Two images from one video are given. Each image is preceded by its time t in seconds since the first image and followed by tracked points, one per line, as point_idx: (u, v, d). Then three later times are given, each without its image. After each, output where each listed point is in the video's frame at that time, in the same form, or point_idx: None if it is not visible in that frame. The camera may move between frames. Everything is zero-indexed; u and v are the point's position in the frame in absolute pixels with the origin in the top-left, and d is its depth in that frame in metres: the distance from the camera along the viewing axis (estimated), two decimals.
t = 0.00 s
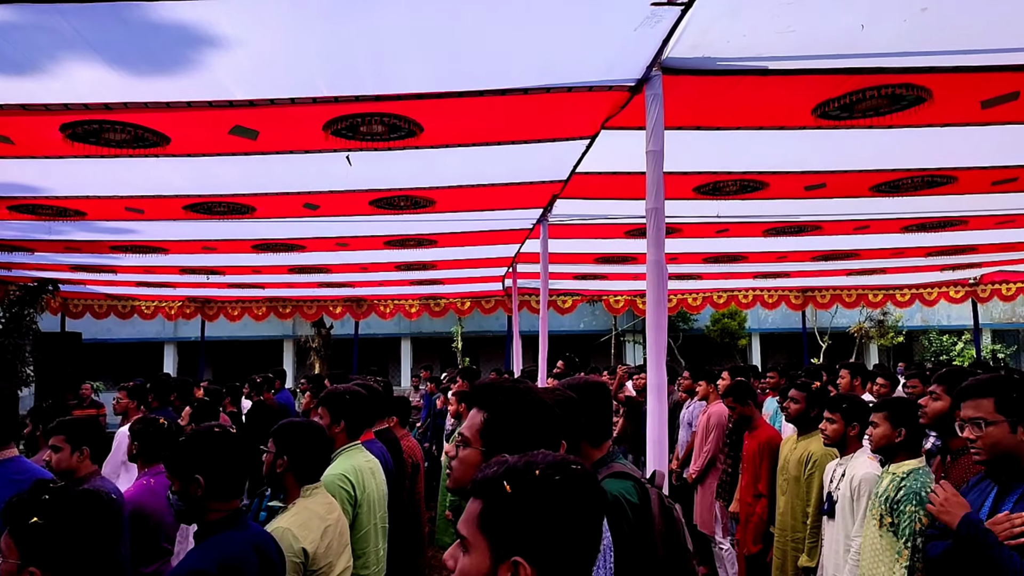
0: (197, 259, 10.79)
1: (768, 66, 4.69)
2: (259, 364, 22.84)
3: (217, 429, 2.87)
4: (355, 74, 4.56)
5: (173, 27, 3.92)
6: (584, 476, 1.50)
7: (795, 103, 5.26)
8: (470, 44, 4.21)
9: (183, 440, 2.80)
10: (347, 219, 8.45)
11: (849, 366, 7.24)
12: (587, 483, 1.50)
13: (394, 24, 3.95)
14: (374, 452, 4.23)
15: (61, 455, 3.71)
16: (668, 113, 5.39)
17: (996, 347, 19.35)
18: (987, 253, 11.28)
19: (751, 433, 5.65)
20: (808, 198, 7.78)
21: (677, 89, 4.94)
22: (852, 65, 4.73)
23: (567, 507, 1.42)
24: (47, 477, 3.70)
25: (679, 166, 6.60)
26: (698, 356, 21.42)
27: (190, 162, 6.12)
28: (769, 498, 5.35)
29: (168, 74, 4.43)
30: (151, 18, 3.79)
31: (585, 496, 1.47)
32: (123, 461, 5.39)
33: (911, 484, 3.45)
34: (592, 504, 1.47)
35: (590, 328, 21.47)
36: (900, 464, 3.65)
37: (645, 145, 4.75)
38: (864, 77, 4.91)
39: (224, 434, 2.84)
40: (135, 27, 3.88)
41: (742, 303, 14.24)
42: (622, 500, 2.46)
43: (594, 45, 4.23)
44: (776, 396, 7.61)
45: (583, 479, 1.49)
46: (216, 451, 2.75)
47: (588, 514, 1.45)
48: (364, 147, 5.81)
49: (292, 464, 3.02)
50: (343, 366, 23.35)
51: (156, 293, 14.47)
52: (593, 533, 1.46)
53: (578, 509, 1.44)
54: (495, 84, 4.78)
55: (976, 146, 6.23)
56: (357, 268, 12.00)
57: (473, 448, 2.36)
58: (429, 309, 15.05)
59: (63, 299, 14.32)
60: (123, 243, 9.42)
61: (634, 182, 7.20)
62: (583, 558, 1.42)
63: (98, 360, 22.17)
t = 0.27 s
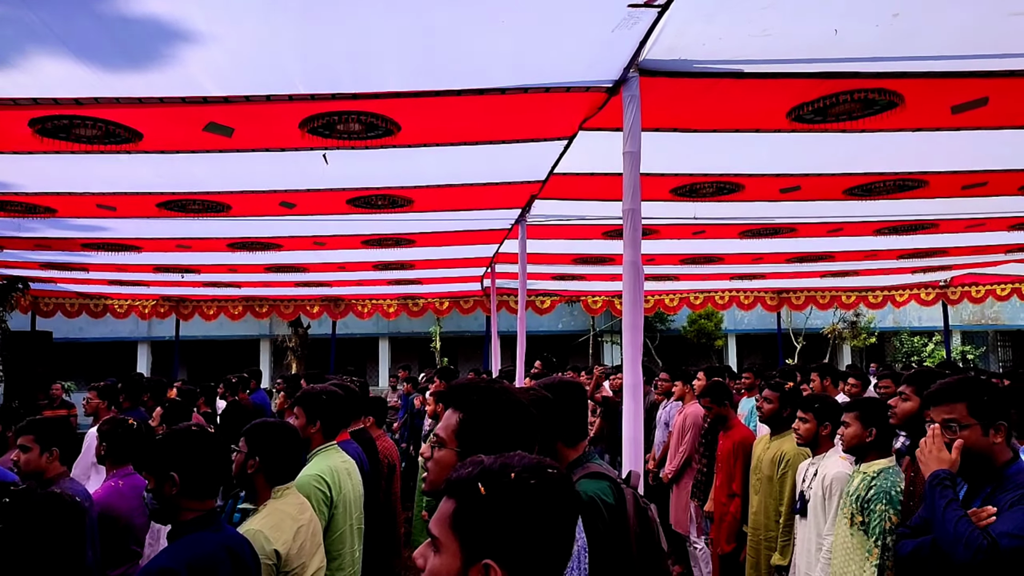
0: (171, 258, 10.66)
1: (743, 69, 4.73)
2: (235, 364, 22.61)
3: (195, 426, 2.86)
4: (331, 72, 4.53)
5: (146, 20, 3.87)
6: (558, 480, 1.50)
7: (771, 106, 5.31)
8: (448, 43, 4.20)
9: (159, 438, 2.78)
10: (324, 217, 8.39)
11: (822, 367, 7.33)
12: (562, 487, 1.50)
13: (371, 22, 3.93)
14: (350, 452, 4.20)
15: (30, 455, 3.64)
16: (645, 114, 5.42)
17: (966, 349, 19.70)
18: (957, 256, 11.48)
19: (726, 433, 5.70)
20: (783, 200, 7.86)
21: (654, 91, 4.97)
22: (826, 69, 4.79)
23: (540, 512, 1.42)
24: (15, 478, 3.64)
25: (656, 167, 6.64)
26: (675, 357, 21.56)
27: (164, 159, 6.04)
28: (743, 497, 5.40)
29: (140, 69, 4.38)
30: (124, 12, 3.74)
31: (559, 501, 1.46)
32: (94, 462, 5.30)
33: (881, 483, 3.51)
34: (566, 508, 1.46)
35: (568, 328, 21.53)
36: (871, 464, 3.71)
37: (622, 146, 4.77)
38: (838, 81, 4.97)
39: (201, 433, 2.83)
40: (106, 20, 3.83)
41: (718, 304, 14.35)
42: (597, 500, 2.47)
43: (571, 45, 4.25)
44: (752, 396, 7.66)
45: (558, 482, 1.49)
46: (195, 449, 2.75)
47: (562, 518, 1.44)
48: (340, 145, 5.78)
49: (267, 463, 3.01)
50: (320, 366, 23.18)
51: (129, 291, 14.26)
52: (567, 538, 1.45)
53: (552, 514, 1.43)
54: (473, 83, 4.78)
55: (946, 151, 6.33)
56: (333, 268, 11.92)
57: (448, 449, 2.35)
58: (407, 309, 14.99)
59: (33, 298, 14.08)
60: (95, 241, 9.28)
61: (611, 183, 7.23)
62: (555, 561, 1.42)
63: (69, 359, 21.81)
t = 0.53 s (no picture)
0: (142, 255, 10.48)
1: (719, 71, 4.75)
2: (207, 363, 22.33)
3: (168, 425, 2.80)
4: (305, 68, 4.48)
5: (113, 12, 3.78)
6: (530, 481, 1.48)
7: (746, 108, 5.34)
8: (424, 40, 4.16)
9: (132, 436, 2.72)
10: (298, 215, 8.29)
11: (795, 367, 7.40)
12: (533, 488, 1.48)
13: (345, 17, 3.88)
14: (322, 453, 4.14)
15: None
16: (622, 115, 5.42)
17: (935, 350, 20.03)
18: (927, 258, 11.65)
19: (700, 433, 5.73)
20: (758, 202, 7.92)
21: (630, 91, 4.97)
22: (800, 73, 4.83)
23: (511, 512, 1.39)
24: None
25: (633, 168, 6.65)
26: (650, 357, 21.68)
27: (133, 154, 5.93)
28: (714, 497, 5.42)
29: (108, 62, 4.28)
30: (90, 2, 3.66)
31: (531, 501, 1.44)
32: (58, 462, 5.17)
33: (852, 482, 3.53)
34: (537, 509, 1.44)
35: (545, 329, 21.55)
36: (842, 463, 3.74)
37: (599, 146, 4.77)
38: (812, 84, 5.01)
39: (174, 433, 2.77)
40: (71, 11, 3.74)
41: (693, 305, 14.44)
42: (573, 501, 2.44)
43: (548, 45, 4.23)
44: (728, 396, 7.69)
45: (529, 483, 1.47)
46: (168, 449, 2.70)
47: (533, 518, 1.42)
48: (315, 142, 5.71)
49: (238, 465, 2.96)
50: (294, 366, 22.97)
51: (99, 289, 14.00)
52: (539, 538, 1.43)
53: (523, 514, 1.41)
54: (449, 81, 4.74)
55: (917, 155, 6.41)
56: (308, 266, 11.80)
57: (419, 450, 2.32)
58: (383, 308, 14.89)
59: None
60: (62, 238, 9.09)
61: (588, 184, 7.23)
62: (527, 562, 1.40)
63: (36, 358, 21.39)
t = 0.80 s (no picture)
0: (117, 249, 10.33)
1: (700, 71, 4.77)
2: (184, 360, 22.10)
3: (146, 421, 2.76)
4: (284, 62, 4.43)
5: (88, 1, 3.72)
6: (507, 478, 1.47)
7: (726, 108, 5.37)
8: (404, 35, 4.13)
9: (109, 431, 2.68)
10: (277, 211, 8.22)
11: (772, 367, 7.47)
12: (511, 485, 1.47)
13: (325, 11, 3.85)
14: (300, 451, 4.10)
15: None
16: (603, 113, 5.43)
17: (909, 350, 20.31)
18: (903, 260, 11.80)
19: (678, 431, 5.75)
20: (737, 202, 7.97)
21: (611, 90, 4.98)
22: (780, 74, 4.86)
23: (488, 510, 1.38)
24: None
25: (614, 167, 6.67)
26: (630, 356, 21.77)
27: (108, 146, 5.84)
28: (691, 495, 5.46)
29: (82, 52, 4.21)
30: None
31: (508, 499, 1.43)
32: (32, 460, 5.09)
33: (827, 480, 3.56)
34: (514, 506, 1.43)
35: (526, 327, 21.56)
36: (818, 461, 3.77)
37: (580, 144, 4.77)
38: (791, 86, 5.05)
39: (152, 429, 2.73)
40: None
41: (673, 304, 14.51)
42: (554, 500, 2.46)
43: (529, 42, 4.22)
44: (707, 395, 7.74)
45: (506, 480, 1.46)
46: (146, 446, 2.65)
47: (510, 515, 1.41)
48: (294, 137, 5.66)
49: (215, 462, 2.92)
50: (273, 362, 22.80)
51: (72, 284, 13.78)
52: (516, 535, 1.43)
53: (500, 512, 1.40)
54: (430, 77, 4.72)
55: (894, 157, 6.48)
56: (287, 262, 11.70)
57: (396, 447, 2.30)
58: (363, 305, 14.80)
59: None
60: (35, 231, 8.94)
61: (569, 182, 7.24)
62: (504, 560, 1.39)
63: (8, 353, 21.04)
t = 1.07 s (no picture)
0: (96, 247, 10.21)
1: (683, 73, 4.79)
2: (164, 359, 21.88)
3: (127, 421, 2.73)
4: (267, 59, 4.40)
5: None
6: (489, 482, 1.47)
7: (708, 111, 5.40)
8: (388, 34, 4.12)
9: (89, 429, 2.65)
10: (259, 209, 8.16)
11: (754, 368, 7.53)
12: (492, 490, 1.46)
13: (308, 8, 3.82)
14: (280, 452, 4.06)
15: None
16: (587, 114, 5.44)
17: (888, 352, 20.56)
18: (882, 262, 11.94)
19: (658, 431, 5.78)
20: (719, 204, 8.02)
21: (595, 91, 4.99)
22: (762, 77, 4.90)
23: (467, 513, 1.38)
24: None
25: (597, 168, 6.68)
26: (613, 356, 21.86)
27: (86, 142, 5.76)
28: (671, 495, 5.49)
29: (61, 46, 4.16)
30: None
31: (489, 503, 1.43)
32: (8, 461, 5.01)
33: (805, 480, 3.60)
34: (494, 510, 1.42)
35: (509, 327, 21.57)
36: (796, 462, 3.80)
37: (563, 145, 4.78)
38: (773, 89, 5.09)
39: (133, 429, 2.70)
40: None
41: (656, 304, 14.58)
42: (537, 501, 2.47)
43: (513, 42, 4.22)
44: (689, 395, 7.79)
45: (489, 485, 1.45)
46: (125, 445, 2.62)
47: (489, 519, 1.41)
48: (276, 135, 5.62)
49: (195, 463, 2.90)
50: (254, 362, 22.63)
51: (49, 281, 13.60)
52: (496, 537, 1.42)
53: (480, 515, 1.39)
54: (414, 76, 4.71)
55: (874, 161, 6.55)
56: (269, 261, 11.62)
57: (375, 447, 2.29)
58: (345, 305, 14.74)
59: None
60: (12, 228, 8.81)
61: (552, 183, 7.25)
62: (482, 564, 1.39)
63: None
